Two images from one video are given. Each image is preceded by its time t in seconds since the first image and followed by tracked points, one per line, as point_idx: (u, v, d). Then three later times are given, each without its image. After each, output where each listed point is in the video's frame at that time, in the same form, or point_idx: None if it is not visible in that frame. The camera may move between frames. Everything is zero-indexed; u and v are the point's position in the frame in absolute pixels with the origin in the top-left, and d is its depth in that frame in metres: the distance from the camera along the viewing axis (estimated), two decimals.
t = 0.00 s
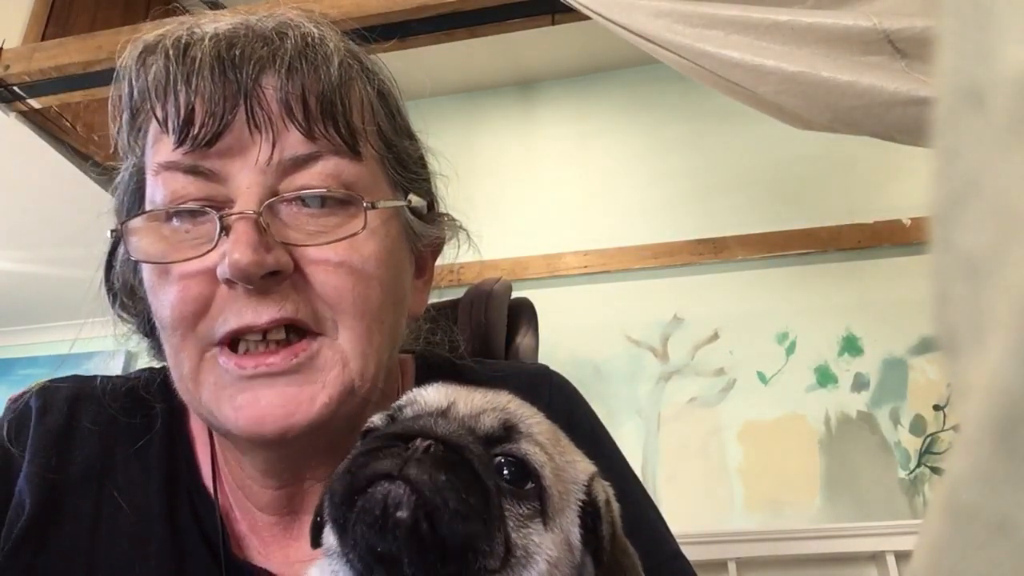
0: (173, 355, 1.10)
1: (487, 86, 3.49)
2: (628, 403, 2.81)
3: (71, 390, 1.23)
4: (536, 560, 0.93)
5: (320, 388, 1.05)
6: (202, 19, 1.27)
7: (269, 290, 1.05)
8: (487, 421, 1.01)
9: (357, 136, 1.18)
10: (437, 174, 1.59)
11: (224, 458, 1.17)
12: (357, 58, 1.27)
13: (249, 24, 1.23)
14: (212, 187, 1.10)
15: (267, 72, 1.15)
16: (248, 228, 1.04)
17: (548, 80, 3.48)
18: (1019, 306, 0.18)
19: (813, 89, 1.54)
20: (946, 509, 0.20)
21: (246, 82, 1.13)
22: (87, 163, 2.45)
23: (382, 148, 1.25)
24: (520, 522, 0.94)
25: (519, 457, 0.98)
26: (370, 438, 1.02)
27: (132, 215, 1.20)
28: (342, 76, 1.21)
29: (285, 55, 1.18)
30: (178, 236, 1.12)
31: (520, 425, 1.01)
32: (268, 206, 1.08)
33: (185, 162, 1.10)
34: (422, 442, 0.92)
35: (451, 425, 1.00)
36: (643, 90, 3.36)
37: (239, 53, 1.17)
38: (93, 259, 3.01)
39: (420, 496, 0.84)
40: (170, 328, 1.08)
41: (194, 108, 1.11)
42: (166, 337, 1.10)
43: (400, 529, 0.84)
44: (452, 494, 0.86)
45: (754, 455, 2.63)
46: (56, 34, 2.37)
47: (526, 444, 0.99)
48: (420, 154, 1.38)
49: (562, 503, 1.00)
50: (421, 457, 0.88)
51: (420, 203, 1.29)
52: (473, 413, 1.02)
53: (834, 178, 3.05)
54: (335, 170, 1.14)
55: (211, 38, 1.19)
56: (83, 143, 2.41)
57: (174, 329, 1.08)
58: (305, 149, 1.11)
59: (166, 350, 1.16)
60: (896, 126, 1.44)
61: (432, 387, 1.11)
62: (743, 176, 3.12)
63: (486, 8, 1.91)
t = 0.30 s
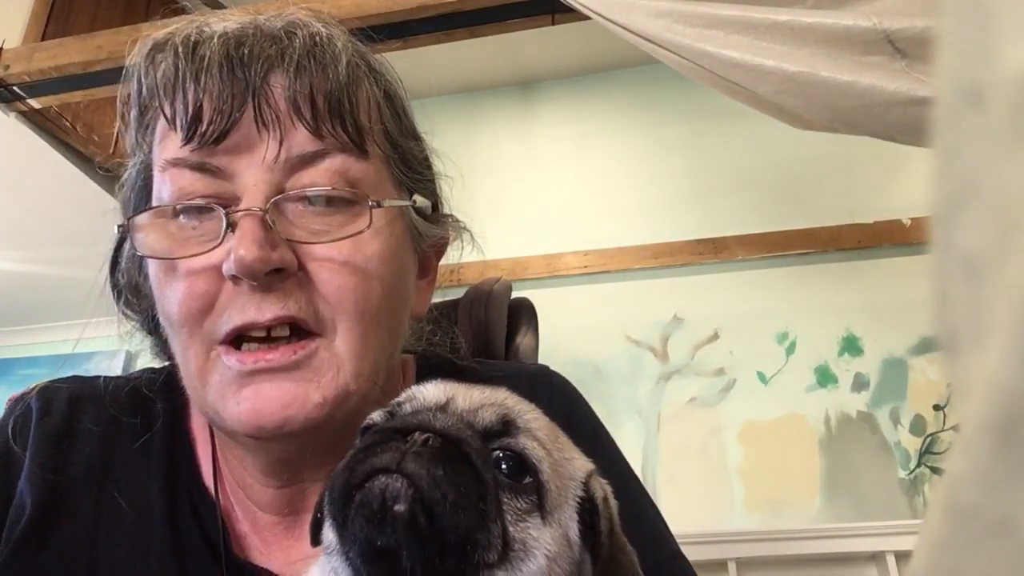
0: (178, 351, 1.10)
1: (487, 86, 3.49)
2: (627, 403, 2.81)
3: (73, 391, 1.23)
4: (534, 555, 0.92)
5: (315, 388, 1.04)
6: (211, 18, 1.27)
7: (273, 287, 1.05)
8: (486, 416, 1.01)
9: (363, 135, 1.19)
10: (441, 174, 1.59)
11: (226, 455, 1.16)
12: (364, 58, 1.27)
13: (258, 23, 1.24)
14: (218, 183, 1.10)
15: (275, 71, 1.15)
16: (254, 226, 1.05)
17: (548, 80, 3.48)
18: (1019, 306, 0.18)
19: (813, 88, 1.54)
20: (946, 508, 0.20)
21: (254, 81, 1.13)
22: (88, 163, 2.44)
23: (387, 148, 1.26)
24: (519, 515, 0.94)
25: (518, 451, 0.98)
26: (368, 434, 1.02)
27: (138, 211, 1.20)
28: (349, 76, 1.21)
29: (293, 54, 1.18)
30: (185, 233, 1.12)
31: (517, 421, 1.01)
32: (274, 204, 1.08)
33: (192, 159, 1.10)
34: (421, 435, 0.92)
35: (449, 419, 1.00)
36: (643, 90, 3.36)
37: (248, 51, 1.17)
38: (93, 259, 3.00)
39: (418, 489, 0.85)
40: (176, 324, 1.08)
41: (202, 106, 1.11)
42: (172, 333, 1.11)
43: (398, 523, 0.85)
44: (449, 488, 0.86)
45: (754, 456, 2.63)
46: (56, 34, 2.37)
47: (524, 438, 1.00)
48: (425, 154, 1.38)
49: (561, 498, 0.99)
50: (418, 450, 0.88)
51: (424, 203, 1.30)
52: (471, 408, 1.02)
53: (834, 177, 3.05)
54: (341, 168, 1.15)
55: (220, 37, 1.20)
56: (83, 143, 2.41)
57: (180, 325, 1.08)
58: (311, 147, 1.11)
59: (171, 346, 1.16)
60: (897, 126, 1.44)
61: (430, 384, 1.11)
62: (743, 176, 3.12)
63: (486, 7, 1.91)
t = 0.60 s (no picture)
0: (179, 340, 1.10)
1: (487, 86, 3.50)
2: (627, 403, 2.81)
3: (73, 391, 1.23)
4: (534, 552, 0.93)
5: (312, 378, 1.04)
6: (226, 16, 1.27)
7: (274, 279, 1.05)
8: (483, 413, 1.01)
9: (371, 134, 1.19)
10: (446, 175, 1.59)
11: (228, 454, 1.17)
12: (374, 59, 1.27)
13: (272, 21, 1.24)
14: (225, 175, 1.10)
15: (285, 68, 1.16)
16: (257, 218, 1.05)
17: (548, 80, 3.48)
18: (1018, 305, 0.18)
19: (813, 88, 1.54)
20: (946, 509, 0.20)
21: (264, 77, 1.13)
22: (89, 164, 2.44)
23: (394, 147, 1.25)
24: (516, 511, 0.94)
25: (515, 448, 0.98)
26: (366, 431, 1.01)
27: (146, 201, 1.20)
28: (359, 75, 1.21)
29: (304, 52, 1.18)
30: (191, 224, 1.12)
31: (515, 417, 1.01)
32: (278, 196, 1.08)
33: (200, 151, 1.11)
34: (419, 433, 0.92)
35: (447, 417, 1.00)
36: (642, 90, 3.36)
37: (259, 48, 1.17)
38: (93, 260, 3.00)
39: (417, 501, 0.85)
40: (178, 313, 1.08)
41: (212, 99, 1.12)
42: (175, 322, 1.11)
43: (397, 537, 0.85)
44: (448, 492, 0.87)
45: (754, 456, 2.63)
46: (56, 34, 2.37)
47: (522, 434, 1.00)
48: (432, 156, 1.38)
49: (559, 493, 1.00)
50: (419, 446, 0.89)
51: (429, 204, 1.29)
52: (469, 405, 1.02)
53: (834, 177, 3.05)
54: (346, 164, 1.15)
55: (233, 34, 1.20)
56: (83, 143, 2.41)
57: (182, 313, 1.08)
58: (318, 143, 1.12)
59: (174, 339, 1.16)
60: (897, 126, 1.44)
61: (429, 381, 1.10)
62: (743, 176, 3.12)
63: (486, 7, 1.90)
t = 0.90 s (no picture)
0: (194, 329, 1.11)
1: (487, 86, 3.50)
2: (627, 403, 2.81)
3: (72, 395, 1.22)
4: (525, 528, 0.93)
5: (319, 360, 1.04)
6: (250, 30, 1.30)
7: (287, 271, 1.06)
8: (478, 396, 0.99)
9: (383, 139, 1.20)
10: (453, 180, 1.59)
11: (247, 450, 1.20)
12: (389, 73, 1.28)
13: (293, 35, 1.27)
14: (244, 173, 1.12)
15: (303, 76, 1.18)
16: (273, 212, 1.07)
17: (548, 80, 3.48)
18: (1018, 304, 0.18)
19: (813, 89, 1.54)
20: (946, 509, 0.20)
21: (284, 84, 1.16)
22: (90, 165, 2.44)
23: (405, 155, 1.26)
24: (508, 488, 0.93)
25: (508, 430, 0.97)
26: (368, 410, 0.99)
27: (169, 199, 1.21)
28: (374, 85, 1.23)
29: (322, 61, 1.21)
30: (209, 219, 1.13)
31: (509, 400, 1.00)
32: (293, 193, 1.10)
33: (220, 150, 1.12)
34: (415, 417, 0.92)
35: (443, 400, 0.98)
36: (642, 90, 3.36)
37: (280, 58, 1.20)
38: (93, 260, 3.00)
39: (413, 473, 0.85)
40: (195, 303, 1.09)
41: (234, 102, 1.14)
42: (191, 312, 1.12)
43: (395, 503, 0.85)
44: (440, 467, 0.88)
45: (754, 456, 2.63)
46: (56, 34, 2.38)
47: (515, 416, 0.99)
48: (440, 164, 1.37)
49: (550, 472, 0.99)
50: (414, 431, 0.89)
51: (436, 209, 1.29)
52: (464, 387, 1.00)
53: (835, 177, 3.05)
54: (359, 165, 1.16)
55: (257, 44, 1.22)
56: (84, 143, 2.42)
57: (197, 301, 1.09)
58: (333, 146, 1.13)
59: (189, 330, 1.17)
60: (898, 125, 1.44)
61: (427, 363, 1.08)
62: (744, 176, 3.12)
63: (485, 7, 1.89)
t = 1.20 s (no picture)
0: (224, 324, 1.14)
1: (487, 86, 3.50)
2: (628, 403, 2.80)
3: (87, 406, 1.21)
4: (489, 496, 0.93)
5: (339, 354, 1.07)
6: (288, 48, 1.36)
7: (313, 268, 1.08)
8: (436, 379, 0.97)
9: (407, 152, 1.25)
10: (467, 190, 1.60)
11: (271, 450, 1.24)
12: (416, 91, 1.34)
13: (328, 54, 1.32)
14: (277, 179, 1.16)
15: (336, 92, 1.23)
16: (303, 213, 1.11)
17: (548, 80, 3.48)
18: (1018, 304, 0.18)
19: (813, 89, 1.54)
20: (947, 507, 0.20)
21: (318, 98, 1.21)
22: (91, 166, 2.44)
23: (426, 167, 1.30)
24: (472, 463, 0.93)
25: (469, 409, 0.96)
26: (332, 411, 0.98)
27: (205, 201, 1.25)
28: (402, 102, 1.28)
29: (354, 79, 1.26)
30: (242, 219, 1.17)
31: (466, 380, 0.98)
32: (322, 197, 1.14)
33: (256, 156, 1.17)
34: (382, 406, 0.92)
35: (401, 387, 0.95)
36: (642, 90, 3.36)
37: (316, 74, 1.25)
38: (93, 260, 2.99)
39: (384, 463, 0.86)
40: (225, 298, 1.12)
41: (271, 113, 1.19)
42: (221, 309, 1.15)
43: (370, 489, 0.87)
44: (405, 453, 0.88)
45: (753, 455, 2.63)
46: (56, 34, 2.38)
47: (473, 397, 0.97)
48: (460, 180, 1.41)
49: (510, 443, 0.98)
50: (381, 420, 0.89)
51: (454, 220, 1.31)
52: (420, 372, 0.98)
53: (835, 177, 3.05)
54: (383, 174, 1.21)
55: (296, 61, 1.28)
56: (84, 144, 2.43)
57: (227, 296, 1.12)
58: (360, 155, 1.18)
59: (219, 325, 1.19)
60: (899, 125, 1.44)
61: (389, 351, 1.04)
62: (743, 176, 3.12)
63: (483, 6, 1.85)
